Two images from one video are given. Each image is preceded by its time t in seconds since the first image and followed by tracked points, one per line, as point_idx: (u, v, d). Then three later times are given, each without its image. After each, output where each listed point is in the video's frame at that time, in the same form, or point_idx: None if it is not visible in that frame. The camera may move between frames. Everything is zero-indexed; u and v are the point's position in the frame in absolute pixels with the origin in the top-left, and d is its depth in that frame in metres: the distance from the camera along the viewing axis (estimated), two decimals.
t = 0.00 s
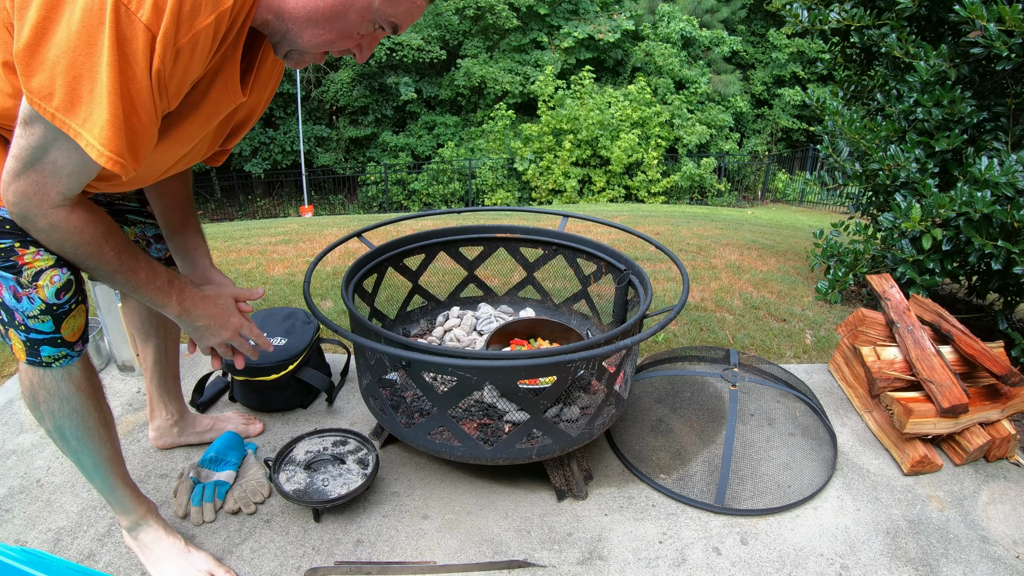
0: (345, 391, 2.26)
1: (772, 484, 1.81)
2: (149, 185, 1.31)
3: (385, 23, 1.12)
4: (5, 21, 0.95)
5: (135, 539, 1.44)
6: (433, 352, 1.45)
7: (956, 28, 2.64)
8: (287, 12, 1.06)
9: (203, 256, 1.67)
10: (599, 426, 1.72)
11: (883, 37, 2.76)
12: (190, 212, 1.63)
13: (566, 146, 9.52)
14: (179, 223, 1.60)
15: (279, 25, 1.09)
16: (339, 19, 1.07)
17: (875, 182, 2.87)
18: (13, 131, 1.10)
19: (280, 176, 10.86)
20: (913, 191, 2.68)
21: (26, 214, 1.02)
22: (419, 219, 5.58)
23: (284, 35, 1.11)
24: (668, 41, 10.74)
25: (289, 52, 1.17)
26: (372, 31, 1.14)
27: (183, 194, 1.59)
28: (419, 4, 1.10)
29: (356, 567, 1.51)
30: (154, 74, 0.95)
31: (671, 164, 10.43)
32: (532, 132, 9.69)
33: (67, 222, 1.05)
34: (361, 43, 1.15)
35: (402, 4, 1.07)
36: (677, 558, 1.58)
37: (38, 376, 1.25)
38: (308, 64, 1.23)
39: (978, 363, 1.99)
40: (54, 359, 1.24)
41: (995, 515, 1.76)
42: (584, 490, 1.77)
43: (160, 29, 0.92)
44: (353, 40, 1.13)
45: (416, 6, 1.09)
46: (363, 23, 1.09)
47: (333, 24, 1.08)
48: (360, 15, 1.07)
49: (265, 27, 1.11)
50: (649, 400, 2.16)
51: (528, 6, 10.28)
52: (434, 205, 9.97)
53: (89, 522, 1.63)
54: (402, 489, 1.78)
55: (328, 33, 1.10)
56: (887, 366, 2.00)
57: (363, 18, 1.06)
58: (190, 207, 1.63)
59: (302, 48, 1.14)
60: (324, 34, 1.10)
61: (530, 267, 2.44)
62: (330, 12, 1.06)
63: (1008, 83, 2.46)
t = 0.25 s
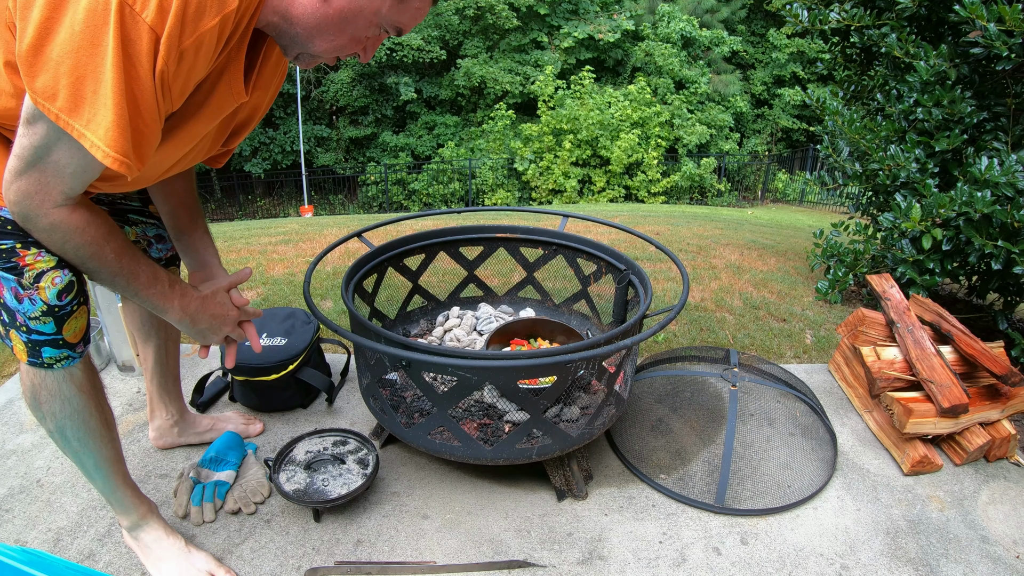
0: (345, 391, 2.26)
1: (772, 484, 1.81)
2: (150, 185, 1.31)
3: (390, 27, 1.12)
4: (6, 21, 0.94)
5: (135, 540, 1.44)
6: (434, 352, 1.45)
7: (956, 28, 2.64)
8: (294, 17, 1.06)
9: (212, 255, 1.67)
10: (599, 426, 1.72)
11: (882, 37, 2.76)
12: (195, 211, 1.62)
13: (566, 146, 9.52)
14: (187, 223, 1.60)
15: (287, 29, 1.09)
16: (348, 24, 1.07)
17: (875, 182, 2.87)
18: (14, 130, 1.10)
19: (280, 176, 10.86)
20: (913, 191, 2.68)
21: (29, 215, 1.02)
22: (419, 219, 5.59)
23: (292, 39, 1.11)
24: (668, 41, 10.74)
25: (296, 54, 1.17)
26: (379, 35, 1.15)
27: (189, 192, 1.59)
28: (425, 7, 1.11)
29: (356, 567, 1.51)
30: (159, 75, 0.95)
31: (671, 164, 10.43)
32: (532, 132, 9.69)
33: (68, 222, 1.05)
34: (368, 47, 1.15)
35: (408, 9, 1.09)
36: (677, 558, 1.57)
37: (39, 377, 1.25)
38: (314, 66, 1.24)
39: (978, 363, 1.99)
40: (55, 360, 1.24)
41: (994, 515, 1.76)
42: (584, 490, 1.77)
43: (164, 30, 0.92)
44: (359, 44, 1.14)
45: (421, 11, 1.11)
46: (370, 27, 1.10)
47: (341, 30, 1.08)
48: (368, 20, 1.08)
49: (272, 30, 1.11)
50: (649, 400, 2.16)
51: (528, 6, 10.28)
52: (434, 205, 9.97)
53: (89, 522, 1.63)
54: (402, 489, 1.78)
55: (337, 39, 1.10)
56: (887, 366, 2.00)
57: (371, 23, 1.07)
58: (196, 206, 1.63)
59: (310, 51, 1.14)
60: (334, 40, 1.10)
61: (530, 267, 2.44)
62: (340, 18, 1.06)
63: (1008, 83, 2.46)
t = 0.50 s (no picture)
0: (345, 391, 2.26)
1: (772, 484, 1.81)
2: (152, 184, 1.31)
3: (394, 26, 1.12)
4: (8, 21, 0.94)
5: (135, 540, 1.44)
6: (434, 352, 1.45)
7: (956, 28, 2.64)
8: (298, 16, 1.07)
9: (215, 251, 1.67)
10: (599, 426, 1.72)
11: (883, 37, 2.76)
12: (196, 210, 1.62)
13: (566, 146, 9.52)
14: (190, 222, 1.60)
15: (291, 29, 1.09)
16: (351, 23, 1.07)
17: (875, 182, 2.87)
18: (15, 130, 1.10)
19: (280, 175, 10.87)
20: (913, 191, 2.68)
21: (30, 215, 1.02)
22: (419, 219, 5.59)
23: (297, 39, 1.11)
24: (668, 41, 10.74)
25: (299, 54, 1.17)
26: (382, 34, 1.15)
27: (190, 190, 1.59)
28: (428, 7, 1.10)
29: (356, 567, 1.51)
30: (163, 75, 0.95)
31: (671, 164, 10.43)
32: (532, 132, 9.69)
33: (70, 222, 1.05)
34: (371, 45, 1.15)
35: (411, 9, 1.08)
36: (677, 558, 1.57)
37: (41, 378, 1.25)
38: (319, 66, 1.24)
39: (978, 363, 1.99)
40: (57, 361, 1.24)
41: (994, 515, 1.76)
42: (584, 490, 1.77)
43: (168, 30, 0.92)
44: (363, 43, 1.13)
45: (424, 10, 1.10)
46: (374, 26, 1.09)
47: (345, 29, 1.08)
48: (371, 19, 1.07)
49: (276, 30, 1.11)
50: (649, 400, 2.16)
51: (528, 6, 10.28)
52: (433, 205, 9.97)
53: (89, 522, 1.63)
54: (402, 489, 1.78)
55: (341, 37, 1.10)
56: (887, 366, 2.00)
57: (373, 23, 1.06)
58: (197, 204, 1.63)
59: (315, 50, 1.15)
60: (337, 39, 1.11)
61: (530, 267, 2.43)
62: (343, 17, 1.06)
63: (1008, 83, 2.46)
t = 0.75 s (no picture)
0: (345, 391, 2.26)
1: (772, 484, 1.81)
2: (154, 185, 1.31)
3: (392, 29, 1.12)
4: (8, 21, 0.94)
5: (135, 540, 1.44)
6: (434, 352, 1.45)
7: (956, 28, 2.64)
8: (296, 16, 1.06)
9: (212, 253, 1.67)
10: (599, 426, 1.72)
11: (883, 37, 2.76)
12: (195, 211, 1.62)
13: (566, 146, 9.52)
14: (188, 222, 1.60)
15: (288, 29, 1.09)
16: (349, 25, 1.07)
17: (875, 182, 2.87)
18: (15, 131, 1.10)
19: (280, 175, 10.87)
20: (913, 191, 2.68)
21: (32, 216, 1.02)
22: (419, 219, 5.59)
23: (294, 40, 1.11)
24: (668, 41, 10.74)
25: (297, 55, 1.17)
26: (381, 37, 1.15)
27: (190, 190, 1.59)
28: (426, 9, 1.10)
29: (356, 567, 1.51)
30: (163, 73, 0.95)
31: (671, 164, 10.43)
32: (532, 132, 9.69)
33: (72, 224, 1.05)
34: (369, 49, 1.15)
35: (410, 11, 1.08)
36: (677, 558, 1.58)
37: (41, 378, 1.25)
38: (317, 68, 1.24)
39: (978, 363, 1.99)
40: (59, 361, 1.24)
41: (994, 515, 1.76)
42: (584, 490, 1.77)
43: (168, 28, 0.92)
44: (361, 46, 1.13)
45: (422, 12, 1.11)
46: (372, 29, 1.09)
47: (342, 30, 1.08)
48: (369, 21, 1.07)
49: (274, 31, 1.11)
50: (649, 400, 2.16)
51: (528, 6, 10.28)
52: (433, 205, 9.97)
53: (89, 522, 1.63)
54: (402, 489, 1.78)
55: (339, 40, 1.10)
56: (887, 366, 2.00)
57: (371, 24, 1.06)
58: (197, 205, 1.63)
59: (312, 53, 1.14)
60: (335, 41, 1.10)
61: (530, 267, 2.43)
62: (341, 18, 1.06)
63: (1008, 83, 2.45)
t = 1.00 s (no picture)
0: (345, 391, 2.26)
1: (772, 484, 1.81)
2: (155, 185, 1.31)
3: (391, 25, 1.11)
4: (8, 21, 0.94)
5: (135, 540, 1.44)
6: (434, 352, 1.45)
7: (956, 28, 2.64)
8: (294, 13, 1.07)
9: (211, 254, 1.66)
10: (599, 426, 1.72)
11: (883, 37, 2.76)
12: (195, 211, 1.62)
13: (566, 146, 9.52)
14: (188, 223, 1.60)
15: (287, 26, 1.09)
16: (348, 21, 1.07)
17: (875, 182, 2.87)
18: (16, 131, 1.10)
19: (280, 175, 10.87)
20: (913, 191, 2.68)
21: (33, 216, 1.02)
22: (419, 219, 5.59)
23: (293, 36, 1.11)
24: (668, 41, 10.74)
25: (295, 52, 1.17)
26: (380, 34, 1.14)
27: (190, 191, 1.59)
28: (426, 6, 1.09)
29: (356, 567, 1.51)
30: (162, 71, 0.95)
31: (671, 164, 10.43)
32: (532, 132, 9.69)
33: (73, 224, 1.05)
34: (368, 45, 1.15)
35: (409, 6, 1.07)
36: (677, 558, 1.58)
37: (42, 378, 1.25)
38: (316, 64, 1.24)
39: (978, 363, 1.99)
40: (60, 361, 1.24)
41: (995, 515, 1.76)
42: (584, 490, 1.77)
43: (166, 26, 0.92)
44: (360, 42, 1.13)
45: (422, 9, 1.09)
46: (370, 25, 1.09)
47: (341, 27, 1.08)
48: (368, 17, 1.07)
49: (273, 28, 1.11)
50: (649, 400, 2.16)
51: (528, 6, 10.27)
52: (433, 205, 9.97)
53: (89, 522, 1.63)
54: (402, 489, 1.78)
55: (337, 36, 1.10)
56: (887, 366, 2.00)
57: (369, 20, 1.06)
58: (197, 205, 1.63)
59: (311, 50, 1.14)
60: (334, 37, 1.10)
61: (530, 266, 2.43)
62: (339, 15, 1.06)
63: (1008, 83, 2.45)
